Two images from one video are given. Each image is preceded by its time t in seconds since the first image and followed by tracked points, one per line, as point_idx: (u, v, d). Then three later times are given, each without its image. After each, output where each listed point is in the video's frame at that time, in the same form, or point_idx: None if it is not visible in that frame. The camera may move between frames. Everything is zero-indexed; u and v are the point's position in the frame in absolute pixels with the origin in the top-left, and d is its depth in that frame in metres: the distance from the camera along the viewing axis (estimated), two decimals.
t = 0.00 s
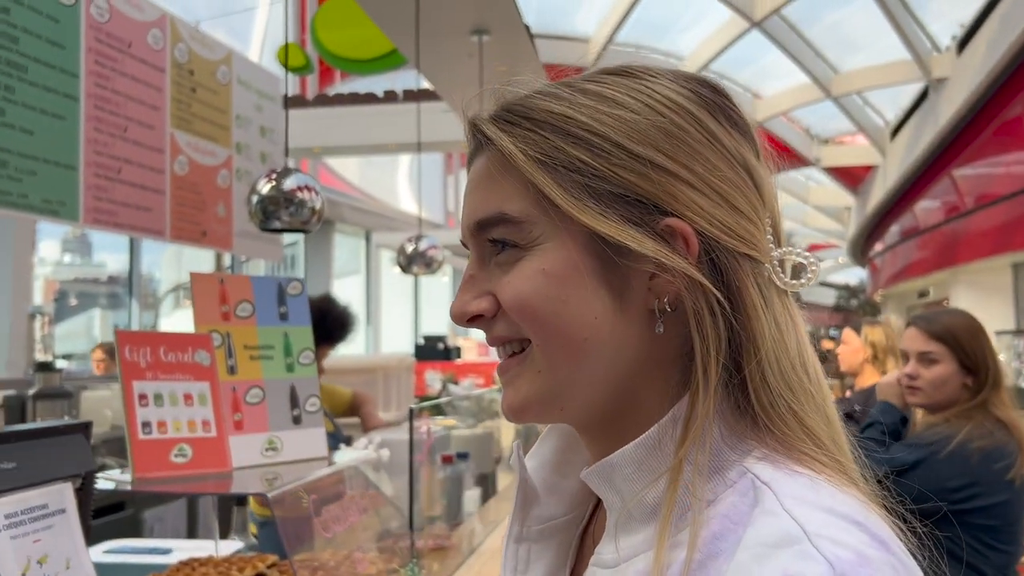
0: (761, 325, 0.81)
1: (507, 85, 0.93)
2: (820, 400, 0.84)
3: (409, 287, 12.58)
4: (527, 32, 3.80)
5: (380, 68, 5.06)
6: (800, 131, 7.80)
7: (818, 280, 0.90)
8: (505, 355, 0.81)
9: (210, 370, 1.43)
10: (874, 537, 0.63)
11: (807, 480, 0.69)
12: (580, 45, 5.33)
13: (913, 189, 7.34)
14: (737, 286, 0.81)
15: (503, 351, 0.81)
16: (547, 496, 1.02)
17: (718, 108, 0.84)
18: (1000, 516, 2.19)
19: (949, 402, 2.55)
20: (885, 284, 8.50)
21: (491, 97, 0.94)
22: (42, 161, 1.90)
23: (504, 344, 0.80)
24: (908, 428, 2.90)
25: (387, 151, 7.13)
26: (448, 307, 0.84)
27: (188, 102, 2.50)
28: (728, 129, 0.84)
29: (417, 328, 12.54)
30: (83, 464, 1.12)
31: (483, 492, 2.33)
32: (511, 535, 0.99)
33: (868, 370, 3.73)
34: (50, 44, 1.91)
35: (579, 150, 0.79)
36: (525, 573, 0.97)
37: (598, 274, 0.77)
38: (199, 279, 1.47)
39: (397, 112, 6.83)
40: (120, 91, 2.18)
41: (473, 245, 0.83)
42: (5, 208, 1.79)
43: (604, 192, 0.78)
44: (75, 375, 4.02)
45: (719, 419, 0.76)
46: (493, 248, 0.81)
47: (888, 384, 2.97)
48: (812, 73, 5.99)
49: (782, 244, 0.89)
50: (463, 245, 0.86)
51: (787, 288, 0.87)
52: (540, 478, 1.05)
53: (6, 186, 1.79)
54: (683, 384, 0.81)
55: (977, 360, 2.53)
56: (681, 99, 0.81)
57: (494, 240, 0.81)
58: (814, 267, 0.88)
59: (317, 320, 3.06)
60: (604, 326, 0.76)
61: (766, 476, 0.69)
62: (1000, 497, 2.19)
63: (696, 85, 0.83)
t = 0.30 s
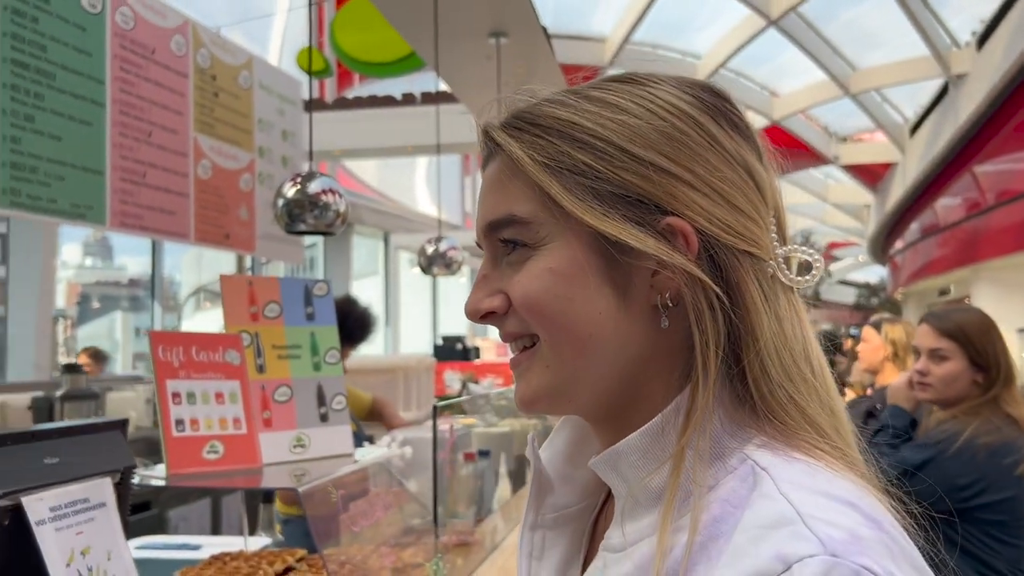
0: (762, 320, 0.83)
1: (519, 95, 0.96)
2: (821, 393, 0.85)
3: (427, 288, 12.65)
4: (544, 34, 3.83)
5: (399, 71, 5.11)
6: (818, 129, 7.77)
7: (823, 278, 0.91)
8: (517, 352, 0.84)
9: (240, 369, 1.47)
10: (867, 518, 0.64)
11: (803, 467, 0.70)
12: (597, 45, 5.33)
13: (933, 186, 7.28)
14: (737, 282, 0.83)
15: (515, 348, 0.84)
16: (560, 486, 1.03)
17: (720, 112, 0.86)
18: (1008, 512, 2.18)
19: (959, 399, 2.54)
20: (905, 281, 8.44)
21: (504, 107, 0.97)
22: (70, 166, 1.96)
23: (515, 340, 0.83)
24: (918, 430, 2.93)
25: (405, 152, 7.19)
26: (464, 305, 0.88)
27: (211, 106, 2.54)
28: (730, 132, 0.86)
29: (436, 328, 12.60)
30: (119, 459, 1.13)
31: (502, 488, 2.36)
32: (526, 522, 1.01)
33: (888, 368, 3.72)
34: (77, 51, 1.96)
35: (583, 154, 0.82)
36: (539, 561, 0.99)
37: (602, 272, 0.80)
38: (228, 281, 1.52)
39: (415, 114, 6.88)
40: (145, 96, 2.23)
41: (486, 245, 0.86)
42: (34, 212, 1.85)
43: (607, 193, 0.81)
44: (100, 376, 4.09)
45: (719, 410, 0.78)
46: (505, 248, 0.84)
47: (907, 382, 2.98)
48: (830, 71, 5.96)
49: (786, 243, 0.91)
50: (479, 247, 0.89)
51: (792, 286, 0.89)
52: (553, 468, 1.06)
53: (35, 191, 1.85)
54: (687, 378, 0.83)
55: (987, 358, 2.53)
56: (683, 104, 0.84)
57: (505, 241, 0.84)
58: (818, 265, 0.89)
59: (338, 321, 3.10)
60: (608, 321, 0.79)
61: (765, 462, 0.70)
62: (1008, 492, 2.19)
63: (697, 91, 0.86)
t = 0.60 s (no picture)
0: (775, 314, 0.85)
1: (540, 96, 0.99)
2: (832, 385, 0.87)
3: (449, 286, 12.70)
4: (565, 34, 3.85)
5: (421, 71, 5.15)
6: (842, 125, 7.72)
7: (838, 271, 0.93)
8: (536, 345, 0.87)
9: (270, 366, 1.51)
10: (875, 504, 0.67)
11: (815, 455, 0.72)
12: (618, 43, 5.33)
13: (958, 181, 7.21)
14: (752, 277, 0.85)
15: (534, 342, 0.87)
16: (581, 476, 1.06)
17: (734, 111, 0.88)
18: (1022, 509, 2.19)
19: (971, 396, 2.54)
20: (930, 278, 8.36)
21: (526, 107, 1.00)
22: (100, 169, 2.01)
23: (535, 335, 0.86)
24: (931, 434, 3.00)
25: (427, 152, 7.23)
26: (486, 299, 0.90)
27: (236, 108, 2.60)
28: (744, 131, 0.88)
29: (458, 327, 12.65)
30: (157, 453, 1.17)
31: (525, 484, 2.39)
32: (548, 511, 1.03)
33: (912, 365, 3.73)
34: (107, 57, 2.02)
35: (601, 153, 0.84)
36: (561, 546, 1.01)
37: (620, 268, 0.82)
38: (258, 281, 1.56)
39: (436, 114, 6.92)
40: (172, 100, 2.28)
41: (508, 241, 0.89)
42: (66, 214, 1.91)
43: (624, 191, 0.83)
44: (129, 375, 4.17)
45: (732, 401, 0.80)
46: (526, 245, 0.87)
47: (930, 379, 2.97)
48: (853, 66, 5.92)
49: (803, 239, 0.92)
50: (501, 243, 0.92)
51: (809, 280, 0.90)
52: (574, 460, 1.08)
53: (67, 194, 1.91)
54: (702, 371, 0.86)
55: (999, 355, 2.50)
56: (698, 104, 0.86)
57: (526, 237, 0.86)
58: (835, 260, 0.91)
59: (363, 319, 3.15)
60: (625, 316, 0.81)
61: (778, 453, 0.73)
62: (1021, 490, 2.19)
63: (713, 91, 0.88)
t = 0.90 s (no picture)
0: (809, 304, 0.85)
1: (575, 84, 0.99)
2: (862, 374, 0.88)
3: (484, 280, 12.74)
4: (597, 27, 3.84)
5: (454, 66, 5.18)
6: (881, 115, 7.58)
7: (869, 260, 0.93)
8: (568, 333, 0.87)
9: (307, 357, 1.55)
10: (903, 489, 0.68)
11: (851, 443, 0.73)
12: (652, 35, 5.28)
13: (1002, 171, 7.04)
14: (786, 268, 0.86)
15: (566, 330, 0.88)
16: (611, 460, 1.07)
17: (770, 101, 0.89)
18: None
19: (1000, 387, 2.58)
20: (972, 270, 8.18)
21: (561, 95, 1.00)
22: (141, 166, 2.06)
23: (567, 323, 0.87)
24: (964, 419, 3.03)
25: (461, 146, 7.26)
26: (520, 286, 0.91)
27: (273, 105, 2.64)
28: (779, 122, 0.88)
29: (492, 320, 12.70)
30: (198, 441, 1.21)
31: (558, 476, 2.40)
32: (579, 495, 1.04)
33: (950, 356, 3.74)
34: (146, 55, 2.07)
35: (639, 144, 0.85)
36: (591, 530, 1.02)
37: (657, 257, 0.83)
38: (295, 274, 1.59)
39: (469, 108, 6.94)
40: (210, 97, 2.33)
41: (544, 230, 0.89)
42: (109, 210, 1.97)
43: (661, 181, 0.84)
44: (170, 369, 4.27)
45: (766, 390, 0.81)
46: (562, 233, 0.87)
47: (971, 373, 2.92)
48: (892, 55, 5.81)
49: (831, 229, 0.93)
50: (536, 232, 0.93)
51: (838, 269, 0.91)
52: (604, 442, 1.08)
53: (110, 191, 1.97)
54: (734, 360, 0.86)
55: None
56: (734, 95, 0.86)
57: (563, 226, 0.87)
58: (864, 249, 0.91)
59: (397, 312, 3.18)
60: (661, 305, 0.82)
61: (805, 437, 0.74)
62: None
63: (749, 82, 0.88)
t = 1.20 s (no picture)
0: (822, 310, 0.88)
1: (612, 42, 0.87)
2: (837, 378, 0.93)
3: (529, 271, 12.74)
4: (638, 15, 3.80)
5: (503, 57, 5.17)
6: (936, 101, 7.35)
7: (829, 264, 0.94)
8: (627, 310, 0.75)
9: (338, 348, 1.57)
10: (892, 473, 0.64)
11: (861, 433, 0.69)
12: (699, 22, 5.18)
13: None
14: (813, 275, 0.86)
15: (626, 307, 0.75)
16: (610, 454, 1.04)
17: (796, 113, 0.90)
18: None
19: None
20: None
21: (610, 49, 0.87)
22: (185, 161, 2.10)
23: (645, 302, 0.74)
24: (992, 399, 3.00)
25: (504, 138, 7.25)
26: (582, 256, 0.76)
27: (315, 99, 2.67)
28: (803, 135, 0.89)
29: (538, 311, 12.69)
30: (228, 431, 1.23)
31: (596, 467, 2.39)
32: (575, 487, 1.03)
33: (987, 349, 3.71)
34: (190, 52, 2.11)
35: (749, 125, 0.77)
36: (588, 522, 1.00)
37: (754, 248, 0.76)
38: (328, 267, 1.61)
39: (512, 100, 6.93)
40: (253, 92, 2.36)
41: (628, 193, 0.75)
42: (154, 205, 2.02)
43: (766, 170, 0.77)
44: (219, 359, 4.36)
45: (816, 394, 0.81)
46: (652, 203, 0.75)
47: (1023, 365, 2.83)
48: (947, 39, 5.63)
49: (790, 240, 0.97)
50: (593, 195, 0.78)
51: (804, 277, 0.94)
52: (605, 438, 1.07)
53: (155, 185, 2.02)
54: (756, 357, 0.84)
55: None
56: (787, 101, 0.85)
57: (658, 195, 0.74)
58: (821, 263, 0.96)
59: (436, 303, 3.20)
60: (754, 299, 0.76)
61: (802, 428, 0.69)
62: None
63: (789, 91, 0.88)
